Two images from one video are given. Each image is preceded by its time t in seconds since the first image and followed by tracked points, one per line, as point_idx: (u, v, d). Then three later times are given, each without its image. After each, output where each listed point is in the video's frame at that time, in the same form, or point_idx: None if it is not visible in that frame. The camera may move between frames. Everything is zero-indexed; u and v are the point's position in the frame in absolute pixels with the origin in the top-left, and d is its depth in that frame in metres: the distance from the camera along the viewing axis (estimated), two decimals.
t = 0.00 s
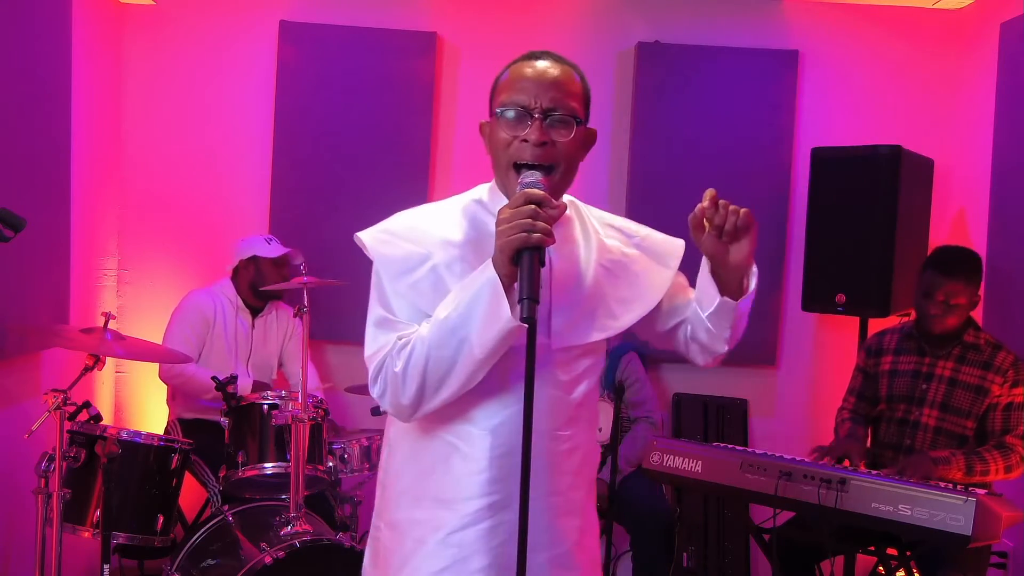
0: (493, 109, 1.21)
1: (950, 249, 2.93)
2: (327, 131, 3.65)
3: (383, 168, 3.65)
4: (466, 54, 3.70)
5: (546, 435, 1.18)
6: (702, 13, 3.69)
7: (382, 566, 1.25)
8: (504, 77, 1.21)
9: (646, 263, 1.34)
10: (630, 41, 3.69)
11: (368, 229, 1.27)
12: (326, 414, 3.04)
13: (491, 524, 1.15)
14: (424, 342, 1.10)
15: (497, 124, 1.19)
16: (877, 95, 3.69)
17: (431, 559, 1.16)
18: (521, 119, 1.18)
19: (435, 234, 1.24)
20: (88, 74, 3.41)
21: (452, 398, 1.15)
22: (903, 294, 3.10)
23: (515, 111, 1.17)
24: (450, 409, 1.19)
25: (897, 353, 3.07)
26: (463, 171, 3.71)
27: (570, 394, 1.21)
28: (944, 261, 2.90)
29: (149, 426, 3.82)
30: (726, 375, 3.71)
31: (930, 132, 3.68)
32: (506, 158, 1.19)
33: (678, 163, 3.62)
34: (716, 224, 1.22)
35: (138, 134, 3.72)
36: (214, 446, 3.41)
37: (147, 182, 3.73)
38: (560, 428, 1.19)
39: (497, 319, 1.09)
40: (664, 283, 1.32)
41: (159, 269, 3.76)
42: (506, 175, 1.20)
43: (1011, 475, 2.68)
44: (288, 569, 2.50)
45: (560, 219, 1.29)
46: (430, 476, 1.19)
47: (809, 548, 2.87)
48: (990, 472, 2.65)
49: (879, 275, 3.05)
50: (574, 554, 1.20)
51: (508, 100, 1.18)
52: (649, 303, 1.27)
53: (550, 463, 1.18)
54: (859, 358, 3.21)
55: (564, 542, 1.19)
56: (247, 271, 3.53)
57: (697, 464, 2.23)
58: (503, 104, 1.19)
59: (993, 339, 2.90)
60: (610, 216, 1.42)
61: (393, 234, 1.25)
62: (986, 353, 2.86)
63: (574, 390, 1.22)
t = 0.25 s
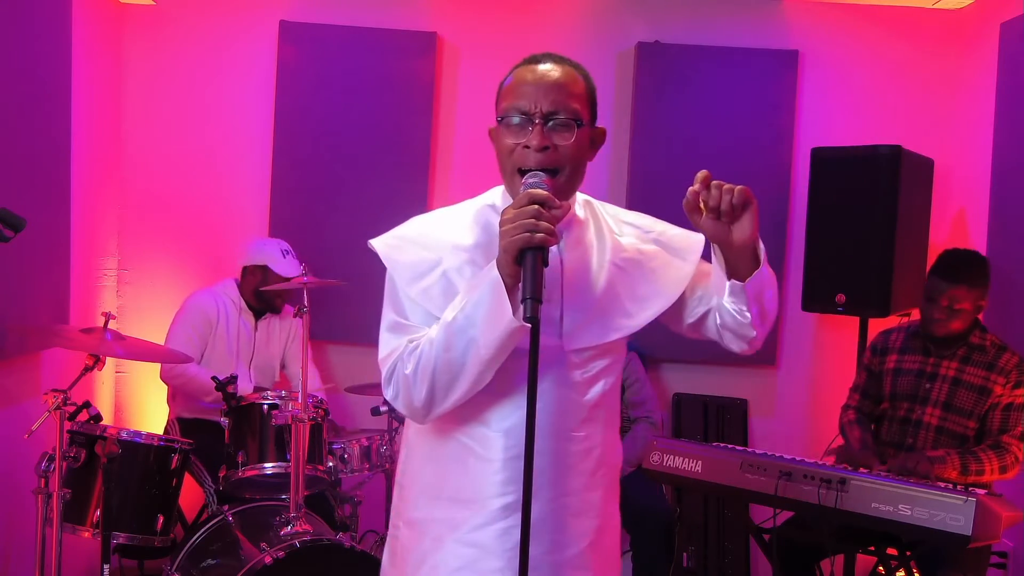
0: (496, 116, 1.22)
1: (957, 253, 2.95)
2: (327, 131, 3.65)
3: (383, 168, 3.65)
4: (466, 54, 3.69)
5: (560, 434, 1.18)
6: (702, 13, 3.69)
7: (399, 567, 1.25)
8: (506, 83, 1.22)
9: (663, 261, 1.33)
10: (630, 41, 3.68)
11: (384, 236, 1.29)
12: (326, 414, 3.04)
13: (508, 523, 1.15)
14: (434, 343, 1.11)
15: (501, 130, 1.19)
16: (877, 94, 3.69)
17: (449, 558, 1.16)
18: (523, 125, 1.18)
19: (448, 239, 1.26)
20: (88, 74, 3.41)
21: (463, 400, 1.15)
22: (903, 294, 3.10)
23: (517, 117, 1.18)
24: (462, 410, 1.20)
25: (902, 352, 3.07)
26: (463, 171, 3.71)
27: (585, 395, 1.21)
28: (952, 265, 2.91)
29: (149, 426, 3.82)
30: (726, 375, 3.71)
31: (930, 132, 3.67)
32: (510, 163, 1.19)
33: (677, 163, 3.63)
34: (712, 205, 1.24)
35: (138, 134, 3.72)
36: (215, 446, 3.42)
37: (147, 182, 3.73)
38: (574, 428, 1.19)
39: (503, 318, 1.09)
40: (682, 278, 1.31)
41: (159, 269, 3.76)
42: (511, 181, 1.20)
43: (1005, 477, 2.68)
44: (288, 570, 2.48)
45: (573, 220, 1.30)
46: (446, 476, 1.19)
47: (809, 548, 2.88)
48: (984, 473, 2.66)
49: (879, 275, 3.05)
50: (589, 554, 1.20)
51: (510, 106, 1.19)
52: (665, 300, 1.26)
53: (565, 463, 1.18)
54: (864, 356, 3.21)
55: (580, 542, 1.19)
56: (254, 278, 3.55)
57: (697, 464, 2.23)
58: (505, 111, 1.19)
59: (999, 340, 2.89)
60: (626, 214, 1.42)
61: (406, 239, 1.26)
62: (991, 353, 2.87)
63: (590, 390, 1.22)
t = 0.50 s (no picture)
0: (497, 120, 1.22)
1: (963, 251, 2.94)
2: (327, 131, 3.65)
3: (383, 168, 3.65)
4: (465, 54, 3.70)
5: (565, 436, 1.18)
6: (701, 13, 3.69)
7: (406, 569, 1.25)
8: (506, 87, 1.22)
9: (667, 261, 1.32)
10: (630, 41, 3.68)
11: (388, 238, 1.30)
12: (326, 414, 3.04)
13: (514, 525, 1.15)
14: (437, 344, 1.12)
15: (503, 135, 1.20)
16: (876, 94, 3.69)
17: (455, 560, 1.16)
18: (524, 129, 1.18)
19: (451, 241, 1.26)
20: (87, 74, 3.41)
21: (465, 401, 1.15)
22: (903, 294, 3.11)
23: (518, 121, 1.18)
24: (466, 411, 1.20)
25: (907, 349, 3.07)
26: (463, 171, 3.71)
27: (589, 397, 1.21)
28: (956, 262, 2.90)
29: (149, 426, 3.82)
30: (726, 375, 3.71)
31: (931, 132, 3.67)
32: (512, 167, 1.19)
33: (677, 163, 3.63)
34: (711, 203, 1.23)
35: (138, 134, 3.72)
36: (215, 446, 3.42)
37: (147, 182, 3.73)
38: (579, 429, 1.19)
39: (504, 318, 1.09)
40: (687, 278, 1.30)
41: (159, 269, 3.76)
42: (513, 185, 1.20)
43: (1004, 478, 2.69)
44: (287, 570, 2.47)
45: (576, 220, 1.30)
46: (452, 478, 1.20)
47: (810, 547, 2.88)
48: (984, 474, 2.66)
49: (879, 275, 3.05)
50: (595, 556, 1.19)
51: (510, 111, 1.19)
52: (669, 301, 1.26)
53: (570, 465, 1.18)
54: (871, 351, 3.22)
55: (585, 543, 1.19)
56: (253, 274, 3.52)
57: (697, 464, 2.23)
58: (506, 115, 1.19)
59: (1006, 343, 2.88)
60: (630, 215, 1.42)
61: (409, 242, 1.27)
62: (997, 356, 2.85)
63: (596, 390, 1.22)
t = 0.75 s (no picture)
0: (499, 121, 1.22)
1: (967, 252, 2.93)
2: (327, 131, 3.65)
3: (383, 167, 3.65)
4: (466, 54, 3.70)
5: (564, 438, 1.18)
6: (702, 13, 3.69)
7: (405, 569, 1.25)
8: (508, 88, 1.22)
9: (669, 265, 1.32)
10: (630, 41, 3.68)
11: (389, 239, 1.29)
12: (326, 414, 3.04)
13: (513, 526, 1.15)
14: (437, 344, 1.12)
15: (505, 136, 1.20)
16: (876, 94, 3.69)
17: (455, 560, 1.16)
18: (526, 130, 1.18)
19: (453, 242, 1.26)
20: (87, 74, 3.41)
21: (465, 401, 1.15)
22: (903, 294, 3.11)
23: (520, 122, 1.18)
24: (466, 413, 1.20)
25: (907, 351, 3.07)
26: (463, 171, 3.71)
27: (589, 400, 1.21)
28: (962, 261, 2.90)
29: (149, 426, 3.82)
30: (726, 375, 3.71)
31: (931, 132, 3.67)
32: (514, 167, 1.19)
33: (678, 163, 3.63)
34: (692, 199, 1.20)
35: (138, 134, 3.72)
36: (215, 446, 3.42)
37: (147, 182, 3.73)
38: (579, 432, 1.19)
39: (503, 317, 1.10)
40: (688, 282, 1.30)
41: (159, 269, 3.76)
42: (514, 185, 1.20)
43: (1006, 479, 2.68)
44: (288, 570, 2.47)
45: (578, 221, 1.31)
46: (451, 479, 1.20)
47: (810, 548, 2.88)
48: (985, 474, 2.66)
49: (879, 275, 3.05)
50: (594, 558, 1.19)
51: (512, 111, 1.19)
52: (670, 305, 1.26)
53: (569, 467, 1.18)
54: (871, 355, 3.22)
55: (584, 545, 1.19)
56: (236, 265, 3.56)
57: (697, 464, 2.23)
58: (507, 116, 1.19)
59: (1006, 343, 2.89)
60: (633, 219, 1.42)
61: (410, 242, 1.27)
62: (997, 356, 2.86)
63: (595, 393, 1.22)
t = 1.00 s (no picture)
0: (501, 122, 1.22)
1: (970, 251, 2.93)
2: (327, 131, 3.65)
3: (383, 167, 3.65)
4: (466, 54, 3.70)
5: (561, 442, 1.18)
6: (702, 12, 3.69)
7: (399, 569, 1.25)
8: (511, 89, 1.22)
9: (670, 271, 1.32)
10: (630, 41, 3.68)
11: (391, 237, 1.29)
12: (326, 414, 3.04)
13: (508, 529, 1.15)
14: (436, 344, 1.12)
15: (506, 137, 1.20)
16: (876, 94, 3.69)
17: (449, 560, 1.16)
18: (527, 131, 1.18)
19: (455, 242, 1.26)
20: (87, 74, 3.41)
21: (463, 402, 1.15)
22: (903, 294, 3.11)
23: (522, 123, 1.18)
24: (464, 414, 1.20)
25: (907, 351, 3.07)
26: (463, 171, 3.71)
27: (586, 404, 1.21)
28: (966, 261, 2.89)
29: (149, 426, 3.82)
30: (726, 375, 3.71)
31: (931, 132, 3.67)
32: (515, 168, 1.19)
33: (678, 163, 3.63)
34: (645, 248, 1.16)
35: (138, 134, 3.72)
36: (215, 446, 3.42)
37: (147, 182, 3.73)
38: (576, 436, 1.19)
39: (502, 318, 1.10)
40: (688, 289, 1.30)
41: (159, 269, 3.76)
42: (515, 187, 1.19)
43: (1004, 479, 2.68)
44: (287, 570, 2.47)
45: (580, 226, 1.31)
46: (448, 480, 1.20)
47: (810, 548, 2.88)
48: (982, 473, 2.66)
49: (879, 275, 3.05)
50: (590, 562, 1.19)
51: (515, 112, 1.19)
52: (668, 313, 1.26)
53: (566, 471, 1.18)
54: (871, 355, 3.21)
55: (580, 549, 1.18)
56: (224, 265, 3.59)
57: (697, 464, 2.23)
58: (510, 117, 1.19)
59: (1007, 343, 2.89)
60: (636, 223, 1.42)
61: (412, 239, 1.26)
62: (997, 356, 2.86)
63: (592, 398, 1.21)
